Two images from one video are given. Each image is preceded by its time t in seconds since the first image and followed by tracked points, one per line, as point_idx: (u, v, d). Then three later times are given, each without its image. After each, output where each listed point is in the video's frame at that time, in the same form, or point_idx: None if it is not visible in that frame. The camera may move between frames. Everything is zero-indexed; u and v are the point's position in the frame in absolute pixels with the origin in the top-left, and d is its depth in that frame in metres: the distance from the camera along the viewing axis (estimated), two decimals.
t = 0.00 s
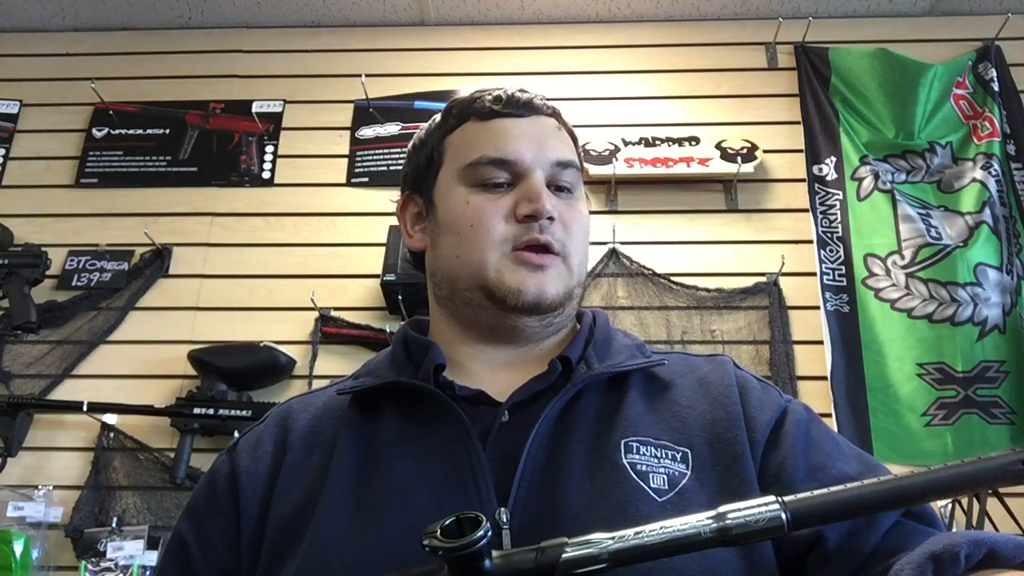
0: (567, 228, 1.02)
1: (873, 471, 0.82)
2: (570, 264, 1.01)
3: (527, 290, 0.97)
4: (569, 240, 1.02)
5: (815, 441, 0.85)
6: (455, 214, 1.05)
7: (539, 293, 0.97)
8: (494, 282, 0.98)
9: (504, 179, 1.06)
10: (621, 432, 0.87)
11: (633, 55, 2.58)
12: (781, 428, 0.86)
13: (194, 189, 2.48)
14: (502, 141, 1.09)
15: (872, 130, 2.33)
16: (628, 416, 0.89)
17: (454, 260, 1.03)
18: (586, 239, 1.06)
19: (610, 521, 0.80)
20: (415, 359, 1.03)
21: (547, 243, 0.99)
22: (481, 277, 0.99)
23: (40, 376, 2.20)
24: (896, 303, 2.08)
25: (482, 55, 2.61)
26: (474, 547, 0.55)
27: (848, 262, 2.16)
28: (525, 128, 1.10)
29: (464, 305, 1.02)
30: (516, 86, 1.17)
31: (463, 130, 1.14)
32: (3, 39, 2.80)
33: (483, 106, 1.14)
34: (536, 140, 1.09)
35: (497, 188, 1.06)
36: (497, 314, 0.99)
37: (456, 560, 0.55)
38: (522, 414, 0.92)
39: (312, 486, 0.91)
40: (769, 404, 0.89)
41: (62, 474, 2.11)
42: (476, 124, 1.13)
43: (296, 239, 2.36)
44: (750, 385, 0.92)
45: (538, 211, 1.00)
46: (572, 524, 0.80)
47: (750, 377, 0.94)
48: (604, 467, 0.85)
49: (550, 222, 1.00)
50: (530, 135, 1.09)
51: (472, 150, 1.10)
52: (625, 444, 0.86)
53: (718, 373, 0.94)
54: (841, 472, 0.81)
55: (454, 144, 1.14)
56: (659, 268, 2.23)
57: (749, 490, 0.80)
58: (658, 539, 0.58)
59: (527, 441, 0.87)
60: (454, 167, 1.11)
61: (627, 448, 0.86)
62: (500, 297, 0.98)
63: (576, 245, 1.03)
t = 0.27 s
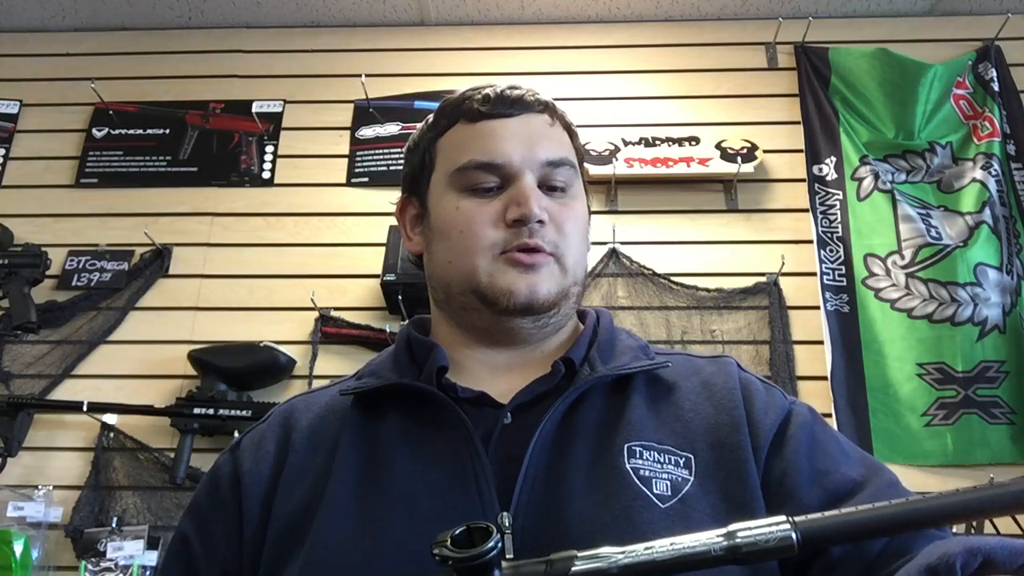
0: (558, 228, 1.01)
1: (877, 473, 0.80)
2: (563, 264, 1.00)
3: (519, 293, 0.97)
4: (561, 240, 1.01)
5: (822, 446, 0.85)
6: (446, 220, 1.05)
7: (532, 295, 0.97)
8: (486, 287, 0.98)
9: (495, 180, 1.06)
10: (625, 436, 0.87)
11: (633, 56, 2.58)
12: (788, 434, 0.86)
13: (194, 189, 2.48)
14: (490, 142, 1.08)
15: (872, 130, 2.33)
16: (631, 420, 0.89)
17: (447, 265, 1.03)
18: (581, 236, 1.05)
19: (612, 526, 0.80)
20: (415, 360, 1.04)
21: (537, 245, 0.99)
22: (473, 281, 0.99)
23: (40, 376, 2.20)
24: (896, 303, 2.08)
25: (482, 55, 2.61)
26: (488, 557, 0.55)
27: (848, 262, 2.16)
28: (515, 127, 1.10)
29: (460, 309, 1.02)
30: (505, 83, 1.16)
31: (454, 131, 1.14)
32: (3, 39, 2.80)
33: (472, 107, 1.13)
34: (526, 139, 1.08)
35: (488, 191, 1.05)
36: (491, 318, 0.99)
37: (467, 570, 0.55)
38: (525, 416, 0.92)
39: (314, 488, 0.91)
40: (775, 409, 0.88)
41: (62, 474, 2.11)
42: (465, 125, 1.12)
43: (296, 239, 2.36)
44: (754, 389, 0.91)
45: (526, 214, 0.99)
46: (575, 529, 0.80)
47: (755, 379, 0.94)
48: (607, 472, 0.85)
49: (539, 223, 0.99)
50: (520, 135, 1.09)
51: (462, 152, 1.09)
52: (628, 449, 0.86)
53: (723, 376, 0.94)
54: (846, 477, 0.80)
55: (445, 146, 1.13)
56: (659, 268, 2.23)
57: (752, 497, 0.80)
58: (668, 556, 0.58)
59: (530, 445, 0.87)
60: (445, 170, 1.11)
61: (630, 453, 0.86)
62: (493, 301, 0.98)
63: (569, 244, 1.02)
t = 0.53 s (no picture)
0: (561, 225, 1.01)
1: (885, 483, 0.81)
2: (567, 261, 1.00)
3: (521, 292, 0.97)
4: (564, 238, 1.00)
5: (832, 456, 0.85)
6: (448, 219, 1.05)
7: (534, 293, 0.97)
8: (489, 286, 0.98)
9: (496, 178, 1.06)
10: (629, 441, 0.87)
11: (633, 55, 2.58)
12: (797, 442, 0.86)
13: (194, 189, 2.48)
14: (491, 140, 1.08)
15: (872, 130, 2.33)
16: (636, 425, 0.88)
17: (449, 265, 1.03)
18: (585, 232, 1.05)
19: (616, 535, 0.79)
20: (418, 358, 1.04)
21: (539, 243, 0.98)
22: (476, 280, 0.99)
23: (40, 376, 2.20)
24: (896, 303, 2.08)
25: (482, 55, 2.61)
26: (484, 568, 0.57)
27: (848, 262, 2.16)
28: (515, 124, 1.09)
29: (463, 309, 1.02)
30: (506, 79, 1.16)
31: (455, 129, 1.13)
32: (3, 39, 2.80)
33: (472, 104, 1.13)
34: (527, 136, 1.08)
35: (489, 188, 1.05)
36: (495, 317, 1.00)
37: None
38: (529, 419, 0.92)
39: (316, 490, 0.91)
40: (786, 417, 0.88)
41: (62, 474, 2.11)
42: (466, 122, 1.12)
43: (296, 238, 2.36)
44: (762, 395, 0.91)
45: (528, 212, 0.99)
46: (579, 538, 0.80)
47: (763, 385, 0.94)
48: (611, 479, 0.85)
49: (542, 221, 0.99)
50: (520, 132, 1.08)
51: (463, 150, 1.09)
52: (633, 455, 0.85)
53: (730, 382, 0.94)
54: (857, 488, 0.81)
55: (446, 144, 1.13)
56: (659, 268, 2.23)
57: (758, 505, 0.81)
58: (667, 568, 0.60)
59: (532, 451, 0.86)
60: (446, 168, 1.11)
61: (635, 459, 0.85)
62: (495, 301, 0.98)
63: (572, 241, 1.02)
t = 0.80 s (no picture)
0: (575, 230, 1.01)
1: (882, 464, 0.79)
2: (580, 266, 1.00)
3: (535, 297, 0.97)
4: (578, 243, 1.00)
5: (829, 443, 0.84)
6: (461, 221, 1.05)
7: (547, 299, 0.97)
8: (502, 291, 0.98)
9: (510, 180, 1.05)
10: (637, 443, 0.87)
11: (632, 56, 2.58)
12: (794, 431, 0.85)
13: (194, 189, 2.48)
14: (505, 141, 1.07)
15: (872, 130, 2.33)
16: (644, 427, 0.89)
17: (462, 267, 1.03)
18: (598, 236, 1.05)
19: (626, 536, 0.80)
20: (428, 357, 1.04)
21: (553, 248, 0.98)
22: (489, 284, 0.99)
23: (40, 376, 2.20)
24: (896, 303, 2.08)
25: (481, 55, 2.61)
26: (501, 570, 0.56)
27: (848, 262, 2.16)
28: (530, 125, 1.09)
29: (475, 311, 1.02)
30: (521, 76, 1.15)
31: (468, 127, 1.13)
32: (4, 39, 2.80)
33: (486, 103, 1.12)
34: (542, 137, 1.07)
35: (503, 191, 1.05)
36: (507, 321, 1.00)
37: None
38: (537, 419, 0.92)
39: (325, 488, 0.91)
40: (787, 410, 0.87)
41: (62, 474, 2.11)
42: (480, 122, 1.11)
43: (296, 238, 2.36)
44: (763, 390, 0.91)
45: (542, 217, 0.99)
46: (589, 540, 0.80)
47: (766, 379, 0.94)
48: (620, 481, 0.85)
49: (556, 226, 0.99)
50: (535, 133, 1.08)
51: (477, 151, 1.09)
52: (641, 457, 0.86)
53: (735, 379, 0.93)
54: (853, 473, 0.79)
55: (459, 144, 1.13)
56: (659, 268, 2.23)
57: (761, 503, 0.80)
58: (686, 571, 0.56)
59: (542, 453, 0.87)
60: (459, 168, 1.11)
61: (643, 461, 0.86)
62: (508, 305, 0.98)
63: (585, 246, 1.02)
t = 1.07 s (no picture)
0: (573, 225, 1.01)
1: (881, 443, 0.77)
2: (579, 261, 1.00)
3: (534, 294, 0.97)
4: (576, 238, 1.00)
5: (820, 431, 0.81)
6: (459, 220, 1.05)
7: (547, 295, 0.97)
8: (501, 290, 0.98)
9: (505, 177, 1.05)
10: (635, 440, 0.87)
11: (632, 55, 2.58)
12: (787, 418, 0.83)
13: (194, 189, 2.48)
14: (499, 137, 1.07)
15: (872, 130, 2.33)
16: (640, 424, 0.88)
17: (461, 267, 1.03)
18: (598, 230, 1.04)
19: (623, 538, 0.79)
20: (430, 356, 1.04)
21: (552, 244, 0.98)
22: (489, 283, 0.99)
23: (40, 376, 2.20)
24: (896, 303, 2.08)
25: (481, 55, 2.61)
26: None
27: (848, 262, 2.16)
28: (523, 119, 1.08)
29: (476, 311, 1.03)
30: (513, 69, 1.14)
31: (462, 124, 1.13)
32: (4, 39, 2.80)
33: (479, 99, 1.12)
34: (535, 131, 1.07)
35: (498, 188, 1.05)
36: (508, 319, 1.00)
37: None
38: (539, 418, 0.92)
39: (328, 488, 0.91)
40: (777, 399, 0.86)
41: (62, 474, 2.11)
42: (473, 118, 1.11)
43: (296, 239, 2.36)
44: (757, 379, 0.90)
45: (539, 213, 0.99)
46: (586, 542, 0.79)
47: (761, 365, 0.92)
48: (618, 480, 0.84)
49: (553, 222, 0.99)
50: (529, 127, 1.07)
51: (470, 148, 1.09)
52: (638, 455, 0.85)
53: (731, 369, 0.92)
54: (843, 458, 0.76)
55: (454, 141, 1.12)
56: (659, 268, 2.23)
57: (754, 499, 0.80)
58: None
59: (541, 454, 0.87)
60: (455, 166, 1.10)
61: (640, 459, 0.85)
62: (508, 303, 0.98)
63: (584, 240, 1.01)
